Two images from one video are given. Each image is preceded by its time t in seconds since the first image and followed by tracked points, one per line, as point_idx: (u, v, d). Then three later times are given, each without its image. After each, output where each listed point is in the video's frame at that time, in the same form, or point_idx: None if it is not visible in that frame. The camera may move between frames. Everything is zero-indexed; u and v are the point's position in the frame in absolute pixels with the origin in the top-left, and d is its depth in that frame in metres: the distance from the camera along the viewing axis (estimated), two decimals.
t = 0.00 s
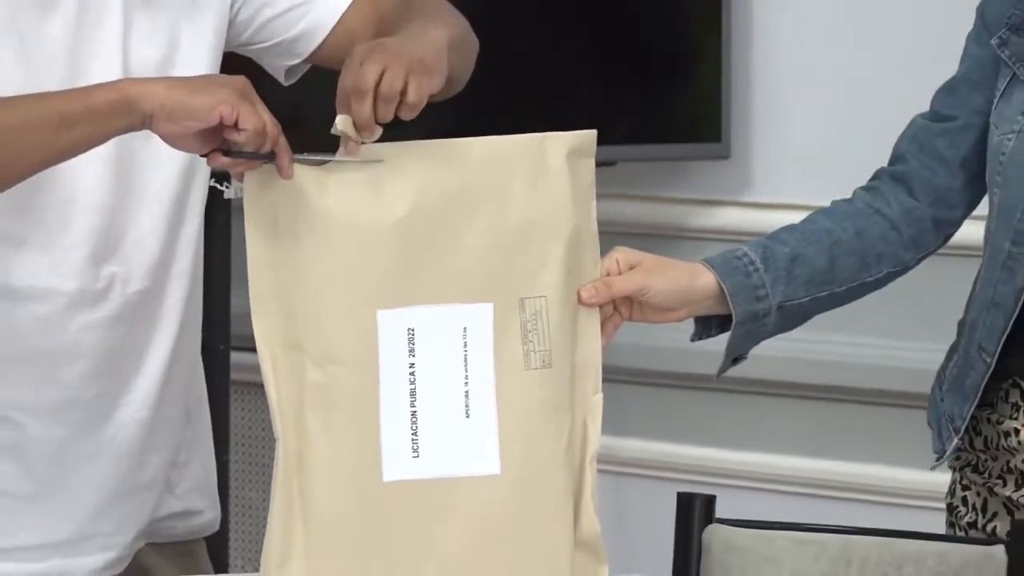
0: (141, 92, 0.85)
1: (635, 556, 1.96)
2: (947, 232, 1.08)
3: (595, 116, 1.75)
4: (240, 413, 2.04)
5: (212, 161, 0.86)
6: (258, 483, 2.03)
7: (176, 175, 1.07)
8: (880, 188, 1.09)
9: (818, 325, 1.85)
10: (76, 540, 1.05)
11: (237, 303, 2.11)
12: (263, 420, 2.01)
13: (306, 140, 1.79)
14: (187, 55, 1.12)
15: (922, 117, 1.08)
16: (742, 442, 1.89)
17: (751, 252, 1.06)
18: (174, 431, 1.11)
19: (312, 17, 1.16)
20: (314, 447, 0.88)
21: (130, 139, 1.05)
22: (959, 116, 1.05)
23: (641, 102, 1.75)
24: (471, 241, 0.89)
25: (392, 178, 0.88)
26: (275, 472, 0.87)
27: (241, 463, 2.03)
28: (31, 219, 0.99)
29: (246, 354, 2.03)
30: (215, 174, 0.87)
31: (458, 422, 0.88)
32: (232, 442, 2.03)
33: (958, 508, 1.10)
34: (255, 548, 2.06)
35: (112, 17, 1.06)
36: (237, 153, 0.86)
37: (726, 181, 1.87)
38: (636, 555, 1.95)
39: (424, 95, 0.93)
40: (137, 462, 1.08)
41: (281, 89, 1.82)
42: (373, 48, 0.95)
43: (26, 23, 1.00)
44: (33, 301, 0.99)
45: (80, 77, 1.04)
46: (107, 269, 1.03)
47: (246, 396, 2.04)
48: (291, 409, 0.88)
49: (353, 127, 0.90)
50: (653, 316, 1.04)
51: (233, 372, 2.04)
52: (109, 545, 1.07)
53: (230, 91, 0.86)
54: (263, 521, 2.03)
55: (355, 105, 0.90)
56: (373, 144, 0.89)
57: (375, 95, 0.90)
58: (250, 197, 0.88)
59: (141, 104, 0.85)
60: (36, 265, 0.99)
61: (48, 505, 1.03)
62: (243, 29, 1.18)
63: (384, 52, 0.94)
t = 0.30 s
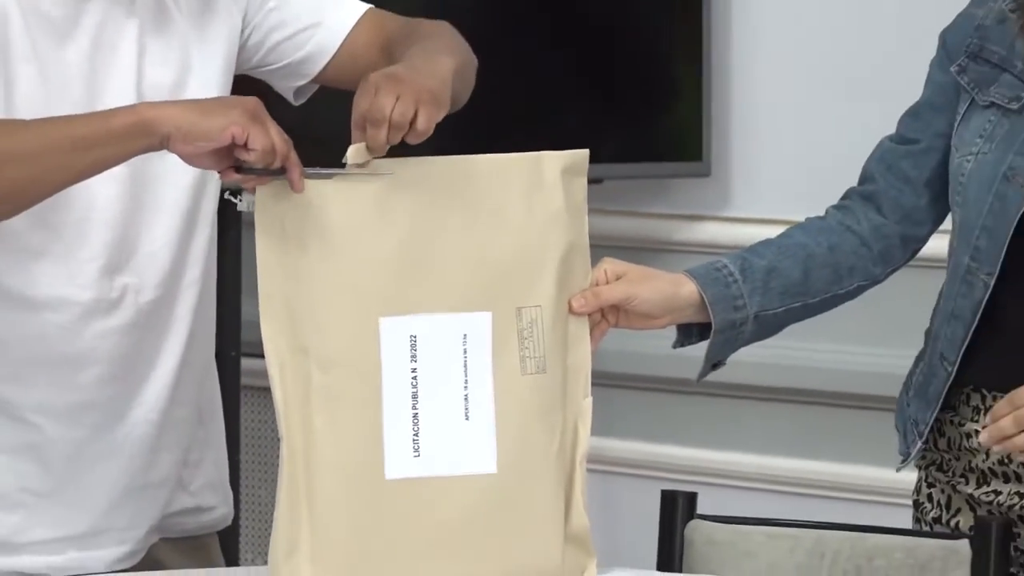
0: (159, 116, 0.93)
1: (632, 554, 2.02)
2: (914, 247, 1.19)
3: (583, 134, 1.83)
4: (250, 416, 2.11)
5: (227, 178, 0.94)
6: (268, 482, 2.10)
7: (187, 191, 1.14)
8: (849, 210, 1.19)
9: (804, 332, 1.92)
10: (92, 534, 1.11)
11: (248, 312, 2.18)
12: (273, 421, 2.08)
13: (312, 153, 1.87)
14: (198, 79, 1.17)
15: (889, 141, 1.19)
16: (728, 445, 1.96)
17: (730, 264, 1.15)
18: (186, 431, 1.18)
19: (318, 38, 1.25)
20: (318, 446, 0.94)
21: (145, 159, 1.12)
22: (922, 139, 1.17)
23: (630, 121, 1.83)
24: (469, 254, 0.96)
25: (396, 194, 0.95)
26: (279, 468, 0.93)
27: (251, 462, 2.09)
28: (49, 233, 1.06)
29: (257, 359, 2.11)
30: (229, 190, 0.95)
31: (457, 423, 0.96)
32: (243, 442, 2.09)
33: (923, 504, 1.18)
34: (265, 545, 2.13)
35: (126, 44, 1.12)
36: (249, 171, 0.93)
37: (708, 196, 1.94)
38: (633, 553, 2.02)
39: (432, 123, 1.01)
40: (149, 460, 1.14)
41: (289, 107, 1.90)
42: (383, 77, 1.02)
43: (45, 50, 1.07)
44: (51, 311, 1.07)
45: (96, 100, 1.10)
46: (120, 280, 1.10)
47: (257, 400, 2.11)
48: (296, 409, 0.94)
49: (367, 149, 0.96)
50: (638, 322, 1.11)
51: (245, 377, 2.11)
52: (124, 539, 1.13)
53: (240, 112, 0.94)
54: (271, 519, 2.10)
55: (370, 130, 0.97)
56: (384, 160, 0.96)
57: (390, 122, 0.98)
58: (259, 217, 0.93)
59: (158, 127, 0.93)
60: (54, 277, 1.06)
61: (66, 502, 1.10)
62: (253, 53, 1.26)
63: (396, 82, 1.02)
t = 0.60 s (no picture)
0: (191, 136, 1.01)
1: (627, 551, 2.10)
2: (885, 267, 1.27)
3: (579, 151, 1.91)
4: (262, 419, 2.19)
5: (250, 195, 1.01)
6: (277, 481, 2.18)
7: (203, 208, 1.19)
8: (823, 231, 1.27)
9: (792, 339, 1.99)
10: (111, 531, 1.17)
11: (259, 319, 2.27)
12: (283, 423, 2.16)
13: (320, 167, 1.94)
14: (212, 103, 1.23)
15: (857, 166, 1.27)
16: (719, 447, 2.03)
17: (714, 279, 1.24)
18: (201, 433, 1.24)
19: (325, 61, 1.31)
20: (329, 447, 1.02)
21: (165, 177, 1.16)
22: (888, 163, 1.26)
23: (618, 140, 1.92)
24: (470, 267, 1.04)
25: (405, 215, 1.02)
26: (287, 470, 1.01)
27: (262, 462, 2.18)
28: (74, 246, 1.12)
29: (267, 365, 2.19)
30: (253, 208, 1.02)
31: (459, 425, 1.04)
32: (253, 441, 2.18)
33: (892, 502, 1.27)
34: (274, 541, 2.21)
35: (144, 70, 1.18)
36: (272, 188, 1.00)
37: (691, 214, 2.02)
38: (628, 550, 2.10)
39: (439, 145, 1.09)
40: (165, 460, 1.20)
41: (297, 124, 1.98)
42: (393, 100, 1.11)
43: (69, 75, 1.13)
44: (75, 320, 1.12)
45: (117, 123, 1.17)
46: (139, 291, 1.15)
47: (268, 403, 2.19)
48: (307, 411, 1.01)
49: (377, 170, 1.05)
50: (628, 333, 1.19)
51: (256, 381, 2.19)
52: (142, 535, 1.19)
53: (267, 134, 1.01)
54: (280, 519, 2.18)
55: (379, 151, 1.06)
56: (393, 178, 1.04)
57: (399, 144, 1.06)
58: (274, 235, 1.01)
59: (189, 146, 1.00)
60: (78, 288, 1.12)
61: (87, 500, 1.15)
62: (263, 76, 1.32)
63: (405, 105, 1.11)
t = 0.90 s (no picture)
0: (225, 149, 1.09)
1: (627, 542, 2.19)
2: (863, 275, 1.36)
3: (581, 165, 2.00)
4: (277, 415, 2.28)
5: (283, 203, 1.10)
6: (292, 473, 2.27)
7: (222, 217, 1.27)
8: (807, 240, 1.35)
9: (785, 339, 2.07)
10: (136, 520, 1.24)
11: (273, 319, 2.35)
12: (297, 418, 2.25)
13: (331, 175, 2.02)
14: (231, 118, 1.30)
15: (835, 179, 1.36)
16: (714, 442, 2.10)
17: (705, 285, 1.32)
18: (222, 429, 1.31)
19: (337, 77, 1.40)
20: (343, 441, 1.10)
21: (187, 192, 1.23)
22: (864, 175, 1.34)
23: (615, 151, 2.00)
24: (476, 273, 1.12)
25: (417, 226, 1.11)
26: (303, 462, 1.10)
27: (277, 455, 2.27)
28: (102, 250, 1.19)
29: (282, 363, 2.27)
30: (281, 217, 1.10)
31: (465, 420, 1.12)
32: (268, 436, 2.27)
33: (869, 492, 1.38)
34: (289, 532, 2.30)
35: (168, 86, 1.25)
36: (301, 197, 1.09)
37: (683, 220, 2.10)
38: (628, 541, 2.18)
39: (454, 158, 1.18)
40: (188, 454, 1.26)
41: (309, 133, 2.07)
42: (415, 113, 1.20)
43: (98, 92, 1.19)
44: (103, 321, 1.19)
45: (142, 136, 1.23)
46: (163, 294, 1.22)
47: (283, 400, 2.28)
48: (323, 406, 1.10)
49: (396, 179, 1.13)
50: (623, 334, 1.27)
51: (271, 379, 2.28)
52: (165, 525, 1.26)
53: (297, 147, 1.10)
54: (295, 511, 2.27)
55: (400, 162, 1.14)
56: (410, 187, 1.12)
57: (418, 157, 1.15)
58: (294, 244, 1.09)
59: (224, 158, 1.08)
60: (106, 290, 1.19)
61: (114, 491, 1.22)
62: (279, 90, 1.40)
63: (426, 119, 1.19)
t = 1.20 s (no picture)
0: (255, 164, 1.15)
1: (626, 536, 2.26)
2: (845, 280, 1.44)
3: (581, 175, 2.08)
4: (291, 414, 2.37)
5: (307, 215, 1.16)
6: (305, 470, 2.35)
7: (240, 225, 1.34)
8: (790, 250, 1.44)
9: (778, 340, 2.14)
10: (159, 513, 1.30)
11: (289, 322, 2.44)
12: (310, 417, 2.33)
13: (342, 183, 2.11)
14: (249, 132, 1.39)
15: (818, 191, 1.44)
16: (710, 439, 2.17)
17: (694, 291, 1.40)
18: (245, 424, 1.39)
19: (348, 91, 1.48)
20: (352, 440, 1.18)
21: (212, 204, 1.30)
22: (846, 187, 1.43)
23: (610, 163, 2.09)
24: (477, 281, 1.21)
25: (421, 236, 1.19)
26: (317, 462, 1.17)
27: (291, 453, 2.35)
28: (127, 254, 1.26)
29: (296, 364, 2.36)
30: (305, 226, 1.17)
31: (467, 419, 1.21)
32: (283, 434, 2.35)
33: (850, 486, 1.46)
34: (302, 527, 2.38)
35: (191, 102, 1.33)
36: (328, 209, 1.16)
37: (673, 230, 2.18)
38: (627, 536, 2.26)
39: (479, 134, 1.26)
40: (208, 447, 1.33)
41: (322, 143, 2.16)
42: (444, 91, 1.28)
43: (128, 108, 1.27)
44: (130, 323, 1.26)
45: (168, 150, 1.31)
46: (186, 297, 1.30)
47: (296, 399, 2.36)
48: (333, 407, 1.17)
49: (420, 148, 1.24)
50: (617, 338, 1.35)
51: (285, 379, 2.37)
52: (189, 514, 1.33)
53: (322, 162, 1.16)
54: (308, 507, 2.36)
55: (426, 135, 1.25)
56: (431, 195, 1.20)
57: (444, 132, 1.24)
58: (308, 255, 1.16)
59: (253, 173, 1.15)
60: (133, 293, 1.26)
61: (139, 483, 1.29)
62: (293, 104, 1.49)
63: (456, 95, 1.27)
